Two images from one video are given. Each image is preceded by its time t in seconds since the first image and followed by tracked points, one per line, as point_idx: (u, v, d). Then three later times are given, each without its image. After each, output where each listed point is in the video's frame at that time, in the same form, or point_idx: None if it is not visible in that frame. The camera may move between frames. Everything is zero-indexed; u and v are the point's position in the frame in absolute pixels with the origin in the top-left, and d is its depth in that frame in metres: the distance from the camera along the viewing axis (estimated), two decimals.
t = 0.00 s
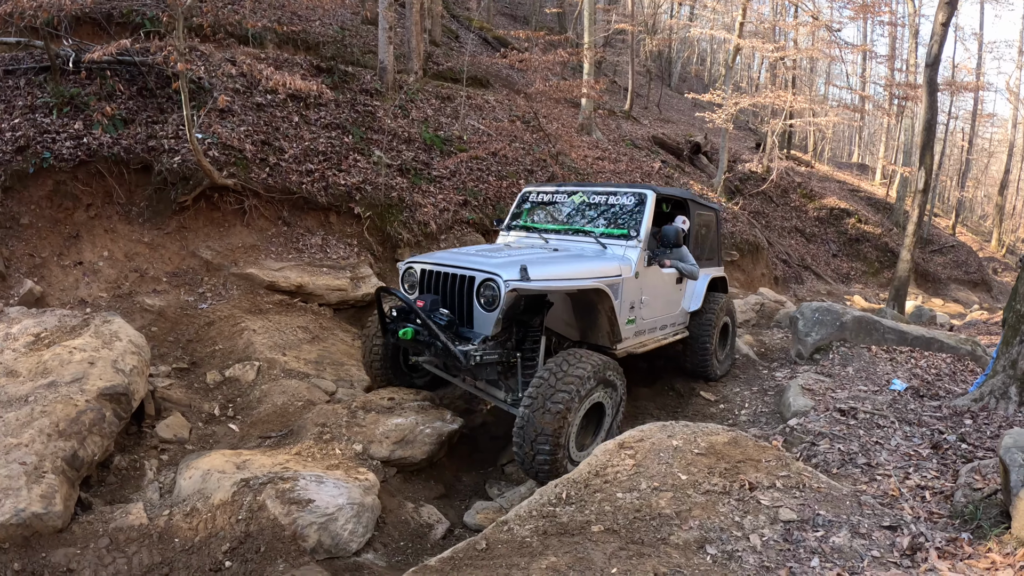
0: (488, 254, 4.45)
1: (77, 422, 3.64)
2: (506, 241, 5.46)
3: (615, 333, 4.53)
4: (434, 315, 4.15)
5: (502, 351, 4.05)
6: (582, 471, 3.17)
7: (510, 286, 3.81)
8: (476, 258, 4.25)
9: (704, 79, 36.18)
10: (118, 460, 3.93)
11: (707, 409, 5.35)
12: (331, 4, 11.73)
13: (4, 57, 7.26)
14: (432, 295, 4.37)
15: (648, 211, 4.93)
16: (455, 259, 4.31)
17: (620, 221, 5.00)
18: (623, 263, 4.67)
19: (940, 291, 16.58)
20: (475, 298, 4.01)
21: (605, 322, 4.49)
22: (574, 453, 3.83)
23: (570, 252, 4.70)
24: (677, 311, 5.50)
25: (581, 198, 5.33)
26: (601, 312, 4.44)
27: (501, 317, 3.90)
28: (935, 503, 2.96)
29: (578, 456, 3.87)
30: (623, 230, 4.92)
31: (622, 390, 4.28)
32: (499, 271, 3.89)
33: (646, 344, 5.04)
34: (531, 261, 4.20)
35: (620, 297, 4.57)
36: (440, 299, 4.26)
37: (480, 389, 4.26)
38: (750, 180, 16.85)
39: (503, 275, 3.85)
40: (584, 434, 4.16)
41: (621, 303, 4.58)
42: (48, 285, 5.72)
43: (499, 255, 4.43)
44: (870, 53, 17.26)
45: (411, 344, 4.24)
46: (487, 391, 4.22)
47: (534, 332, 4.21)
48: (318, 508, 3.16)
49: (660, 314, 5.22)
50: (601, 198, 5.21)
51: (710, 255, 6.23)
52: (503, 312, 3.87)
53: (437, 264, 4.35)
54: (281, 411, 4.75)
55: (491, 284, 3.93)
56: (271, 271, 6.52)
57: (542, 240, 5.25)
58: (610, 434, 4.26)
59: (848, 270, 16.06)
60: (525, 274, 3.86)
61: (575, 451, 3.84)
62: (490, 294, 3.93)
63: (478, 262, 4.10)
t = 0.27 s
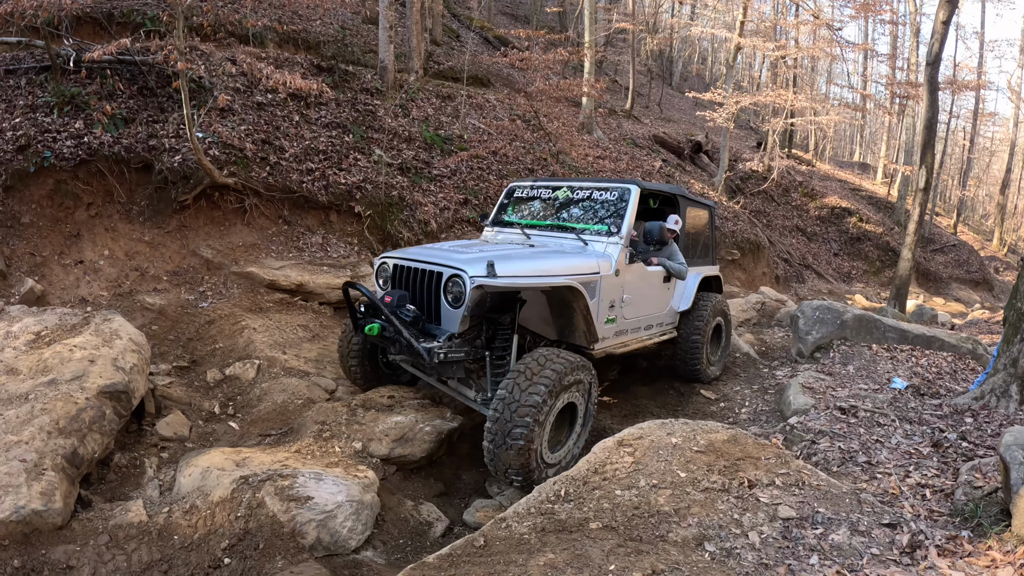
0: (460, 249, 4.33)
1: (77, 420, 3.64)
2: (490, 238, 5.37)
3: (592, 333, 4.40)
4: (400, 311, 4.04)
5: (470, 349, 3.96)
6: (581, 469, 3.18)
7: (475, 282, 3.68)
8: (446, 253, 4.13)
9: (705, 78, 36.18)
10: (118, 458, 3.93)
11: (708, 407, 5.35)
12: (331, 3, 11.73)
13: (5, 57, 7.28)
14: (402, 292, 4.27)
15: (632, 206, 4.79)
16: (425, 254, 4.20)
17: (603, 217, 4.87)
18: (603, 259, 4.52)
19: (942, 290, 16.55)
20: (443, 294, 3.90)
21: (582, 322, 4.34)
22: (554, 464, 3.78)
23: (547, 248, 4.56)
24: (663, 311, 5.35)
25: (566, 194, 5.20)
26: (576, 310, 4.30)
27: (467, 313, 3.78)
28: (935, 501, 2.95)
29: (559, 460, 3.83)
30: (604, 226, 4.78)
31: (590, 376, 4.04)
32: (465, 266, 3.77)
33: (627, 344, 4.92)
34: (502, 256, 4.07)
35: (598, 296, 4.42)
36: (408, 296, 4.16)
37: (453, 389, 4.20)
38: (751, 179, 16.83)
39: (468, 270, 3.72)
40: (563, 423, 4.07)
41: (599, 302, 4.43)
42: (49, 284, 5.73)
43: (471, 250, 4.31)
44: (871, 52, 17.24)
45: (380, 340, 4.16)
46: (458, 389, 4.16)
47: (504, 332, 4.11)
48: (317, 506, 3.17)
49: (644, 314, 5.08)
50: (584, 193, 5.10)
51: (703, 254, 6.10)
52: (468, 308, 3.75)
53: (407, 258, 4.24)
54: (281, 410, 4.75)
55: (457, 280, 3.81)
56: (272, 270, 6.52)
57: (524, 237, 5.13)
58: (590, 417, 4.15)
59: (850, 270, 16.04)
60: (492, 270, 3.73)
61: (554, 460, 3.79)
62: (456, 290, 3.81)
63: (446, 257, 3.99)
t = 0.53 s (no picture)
0: (436, 258, 4.19)
1: (86, 420, 3.68)
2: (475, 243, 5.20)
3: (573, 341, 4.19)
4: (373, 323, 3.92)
5: (444, 361, 3.81)
6: (590, 468, 3.21)
7: (445, 294, 3.55)
8: (419, 262, 4.00)
9: (708, 77, 36.17)
10: (127, 457, 3.97)
11: (713, 407, 5.38)
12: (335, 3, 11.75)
13: (11, 58, 7.31)
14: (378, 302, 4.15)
15: (616, 209, 4.56)
16: (399, 264, 4.07)
17: (588, 220, 4.66)
18: (585, 265, 4.33)
19: (946, 289, 16.54)
20: (414, 306, 3.76)
21: (562, 333, 4.17)
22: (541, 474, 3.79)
23: (527, 254, 4.39)
24: (653, 315, 5.16)
25: (550, 196, 4.99)
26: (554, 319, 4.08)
27: (438, 326, 3.64)
28: (940, 500, 2.96)
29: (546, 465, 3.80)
30: (589, 231, 4.57)
31: (557, 388, 3.76)
32: (435, 276, 3.63)
33: (614, 351, 4.75)
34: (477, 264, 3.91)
35: (579, 303, 4.24)
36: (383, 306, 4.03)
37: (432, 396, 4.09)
38: (755, 178, 16.84)
39: (438, 281, 3.59)
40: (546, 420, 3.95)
41: (581, 310, 4.26)
42: (56, 284, 5.76)
43: (447, 258, 4.16)
44: (875, 51, 17.22)
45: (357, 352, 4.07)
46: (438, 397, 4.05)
47: (480, 343, 3.89)
48: (327, 505, 3.20)
49: (633, 320, 4.89)
50: (569, 194, 4.88)
51: (699, 255, 5.88)
52: (439, 321, 3.61)
53: (381, 268, 4.11)
54: (288, 409, 4.77)
55: (428, 291, 3.67)
56: (278, 269, 6.55)
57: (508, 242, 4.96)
58: (571, 408, 3.95)
59: (854, 269, 16.03)
60: (463, 281, 3.58)
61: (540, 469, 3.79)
62: (427, 302, 3.68)
63: (419, 267, 3.85)
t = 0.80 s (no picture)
0: (434, 260, 3.99)
1: (95, 421, 3.71)
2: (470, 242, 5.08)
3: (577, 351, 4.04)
4: (367, 331, 3.74)
5: (442, 373, 3.62)
6: (599, 468, 3.24)
7: (446, 303, 3.36)
8: (417, 265, 3.80)
9: (712, 76, 36.16)
10: (135, 458, 4.00)
11: (718, 407, 5.42)
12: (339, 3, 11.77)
13: (16, 59, 7.35)
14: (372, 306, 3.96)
15: (621, 213, 4.46)
16: (395, 266, 3.86)
17: (591, 223, 4.56)
18: (590, 271, 4.21)
19: (949, 288, 16.53)
20: (413, 314, 3.57)
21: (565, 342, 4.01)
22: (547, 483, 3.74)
23: (529, 258, 4.23)
24: (654, 323, 5.05)
25: (552, 196, 4.89)
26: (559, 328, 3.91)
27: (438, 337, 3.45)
28: (944, 499, 2.98)
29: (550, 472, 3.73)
30: (592, 235, 4.47)
31: (552, 414, 3.53)
32: (436, 283, 3.45)
33: (615, 360, 4.62)
34: (479, 270, 3.73)
35: (583, 311, 4.10)
36: (377, 312, 3.85)
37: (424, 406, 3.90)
38: (758, 178, 16.84)
39: (440, 289, 3.40)
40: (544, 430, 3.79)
41: (584, 318, 4.12)
42: (62, 284, 5.79)
43: (445, 260, 3.97)
44: (878, 50, 17.20)
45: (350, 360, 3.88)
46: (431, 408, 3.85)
47: (480, 353, 3.68)
48: (337, 505, 3.25)
49: (634, 327, 4.77)
50: (571, 196, 4.78)
51: (699, 259, 5.80)
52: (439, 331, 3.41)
53: (376, 270, 3.91)
54: (295, 409, 4.81)
55: (428, 299, 3.48)
56: (284, 269, 6.59)
57: (507, 241, 4.85)
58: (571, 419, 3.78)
59: (857, 268, 16.03)
60: (466, 290, 3.40)
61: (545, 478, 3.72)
62: (427, 311, 3.49)
63: (417, 271, 3.66)
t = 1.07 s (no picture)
0: (436, 264, 3.81)
1: (102, 420, 3.73)
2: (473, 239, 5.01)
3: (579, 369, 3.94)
4: (361, 340, 3.53)
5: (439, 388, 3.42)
6: (607, 468, 3.25)
7: (450, 317, 3.19)
8: (419, 271, 3.62)
9: (716, 74, 36.13)
10: (142, 457, 4.02)
11: (724, 406, 5.44)
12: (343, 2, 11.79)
13: (21, 59, 7.38)
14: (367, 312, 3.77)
15: (634, 225, 4.39)
16: (395, 271, 3.68)
17: (601, 232, 4.49)
18: (599, 283, 4.12)
19: (953, 287, 16.50)
20: (412, 325, 3.40)
21: (569, 360, 3.91)
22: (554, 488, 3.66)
23: (536, 268, 4.06)
24: (657, 337, 4.97)
25: (562, 198, 4.82)
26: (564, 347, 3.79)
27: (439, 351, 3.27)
28: (950, 499, 2.98)
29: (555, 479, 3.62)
30: (602, 244, 4.40)
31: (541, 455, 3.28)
32: (440, 295, 3.27)
33: (615, 375, 4.54)
34: (484, 281, 3.56)
35: (589, 327, 4.01)
36: (373, 320, 3.65)
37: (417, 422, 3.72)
38: (762, 176, 16.81)
39: (444, 302, 3.23)
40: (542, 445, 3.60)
41: (590, 333, 4.02)
42: (68, 284, 5.81)
43: (448, 266, 3.80)
44: (882, 48, 17.16)
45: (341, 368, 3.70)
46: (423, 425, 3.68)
47: (479, 367, 3.48)
48: (346, 505, 3.29)
49: (637, 342, 4.68)
50: (583, 201, 4.70)
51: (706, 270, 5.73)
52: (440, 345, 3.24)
53: (375, 273, 3.72)
54: (302, 407, 4.82)
55: (428, 310, 3.31)
56: (290, 269, 6.61)
57: (511, 242, 4.79)
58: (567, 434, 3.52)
59: (861, 267, 16.00)
60: (471, 305, 3.24)
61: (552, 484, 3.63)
62: (427, 323, 3.32)
63: (419, 278, 3.48)
